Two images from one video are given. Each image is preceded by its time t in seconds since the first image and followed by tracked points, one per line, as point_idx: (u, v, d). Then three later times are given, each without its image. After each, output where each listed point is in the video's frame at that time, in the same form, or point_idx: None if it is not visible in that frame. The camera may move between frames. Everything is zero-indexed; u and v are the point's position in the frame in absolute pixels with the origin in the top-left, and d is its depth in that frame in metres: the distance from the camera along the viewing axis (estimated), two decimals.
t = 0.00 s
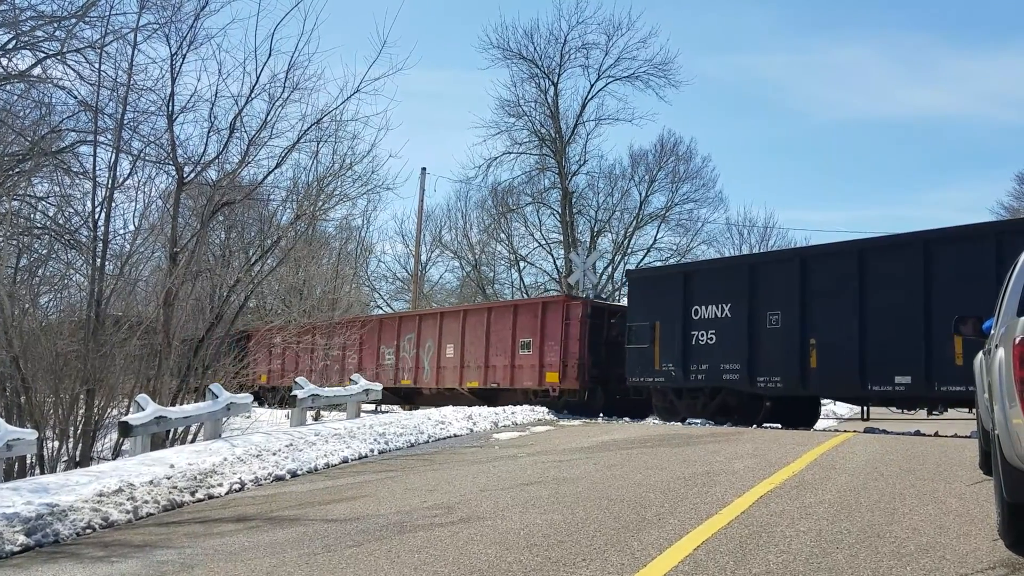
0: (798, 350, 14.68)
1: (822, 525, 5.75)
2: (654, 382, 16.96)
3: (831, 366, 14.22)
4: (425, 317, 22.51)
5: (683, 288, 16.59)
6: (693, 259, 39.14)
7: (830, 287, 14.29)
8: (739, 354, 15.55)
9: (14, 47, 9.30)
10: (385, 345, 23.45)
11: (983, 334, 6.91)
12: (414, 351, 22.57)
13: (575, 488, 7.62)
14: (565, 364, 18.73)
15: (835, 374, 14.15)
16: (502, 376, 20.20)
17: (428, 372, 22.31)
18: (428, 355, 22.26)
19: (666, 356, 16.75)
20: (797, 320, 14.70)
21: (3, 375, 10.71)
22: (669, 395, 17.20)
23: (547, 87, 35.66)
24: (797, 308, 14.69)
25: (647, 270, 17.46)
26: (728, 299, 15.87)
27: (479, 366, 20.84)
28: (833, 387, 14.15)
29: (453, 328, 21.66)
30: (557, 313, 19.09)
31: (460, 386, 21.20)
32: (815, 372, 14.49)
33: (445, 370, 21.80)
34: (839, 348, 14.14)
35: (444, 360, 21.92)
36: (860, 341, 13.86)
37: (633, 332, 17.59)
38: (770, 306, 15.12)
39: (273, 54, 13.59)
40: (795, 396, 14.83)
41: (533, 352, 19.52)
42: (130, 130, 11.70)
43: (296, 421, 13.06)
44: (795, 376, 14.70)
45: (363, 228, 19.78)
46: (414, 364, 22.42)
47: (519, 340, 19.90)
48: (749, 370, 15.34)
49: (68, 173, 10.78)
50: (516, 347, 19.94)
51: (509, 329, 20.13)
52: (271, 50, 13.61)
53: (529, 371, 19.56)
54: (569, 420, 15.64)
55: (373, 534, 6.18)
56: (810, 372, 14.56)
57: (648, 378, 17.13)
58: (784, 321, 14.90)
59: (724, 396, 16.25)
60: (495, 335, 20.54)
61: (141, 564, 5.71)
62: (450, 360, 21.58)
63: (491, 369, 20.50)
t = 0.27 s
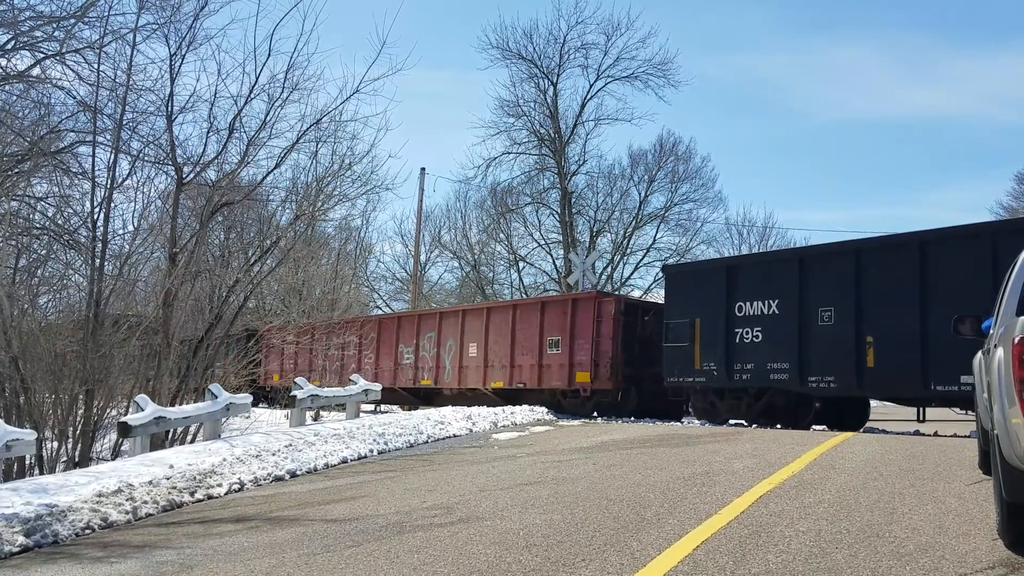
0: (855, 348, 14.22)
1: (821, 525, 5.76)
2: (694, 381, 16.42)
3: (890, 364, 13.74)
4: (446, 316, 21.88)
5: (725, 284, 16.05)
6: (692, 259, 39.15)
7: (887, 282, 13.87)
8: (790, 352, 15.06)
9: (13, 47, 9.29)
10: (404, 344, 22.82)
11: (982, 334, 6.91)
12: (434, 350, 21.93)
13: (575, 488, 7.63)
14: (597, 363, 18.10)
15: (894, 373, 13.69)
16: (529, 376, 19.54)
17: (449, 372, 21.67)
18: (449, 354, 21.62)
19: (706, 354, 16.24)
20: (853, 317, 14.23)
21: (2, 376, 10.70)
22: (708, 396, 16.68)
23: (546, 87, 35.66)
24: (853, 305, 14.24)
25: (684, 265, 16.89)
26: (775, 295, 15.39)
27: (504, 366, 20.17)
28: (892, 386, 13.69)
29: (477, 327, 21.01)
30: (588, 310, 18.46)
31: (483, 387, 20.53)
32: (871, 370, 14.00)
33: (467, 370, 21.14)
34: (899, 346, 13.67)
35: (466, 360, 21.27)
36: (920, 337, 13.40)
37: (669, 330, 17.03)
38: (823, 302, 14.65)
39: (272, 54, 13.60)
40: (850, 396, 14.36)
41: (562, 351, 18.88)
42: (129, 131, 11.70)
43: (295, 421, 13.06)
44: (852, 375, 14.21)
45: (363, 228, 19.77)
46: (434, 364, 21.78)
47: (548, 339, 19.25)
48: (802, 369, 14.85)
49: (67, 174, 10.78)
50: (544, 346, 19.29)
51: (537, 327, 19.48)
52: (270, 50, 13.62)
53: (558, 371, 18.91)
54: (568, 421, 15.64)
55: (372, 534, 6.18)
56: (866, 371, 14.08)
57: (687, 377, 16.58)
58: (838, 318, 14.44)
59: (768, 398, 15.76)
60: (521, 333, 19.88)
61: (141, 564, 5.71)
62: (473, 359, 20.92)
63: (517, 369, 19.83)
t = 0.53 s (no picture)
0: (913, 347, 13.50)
1: (821, 525, 5.76)
2: (737, 382, 15.75)
3: (954, 364, 13.00)
4: (467, 313, 21.14)
5: (770, 280, 15.36)
6: (691, 260, 39.16)
7: (951, 275, 13.10)
8: (843, 352, 14.37)
9: (12, 47, 9.29)
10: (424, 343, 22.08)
11: (981, 334, 6.92)
12: (455, 349, 21.19)
13: (574, 488, 7.63)
14: (631, 363, 17.34)
15: (958, 373, 12.95)
16: (558, 376, 18.79)
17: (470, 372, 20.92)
18: (470, 354, 20.88)
19: (749, 353, 15.59)
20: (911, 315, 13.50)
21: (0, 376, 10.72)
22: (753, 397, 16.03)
23: (545, 87, 35.67)
24: (913, 301, 13.50)
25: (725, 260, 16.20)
26: (826, 290, 14.70)
27: (530, 366, 19.42)
28: (956, 387, 12.99)
29: (501, 325, 20.26)
30: (622, 307, 17.70)
31: (508, 387, 19.79)
32: (932, 370, 13.26)
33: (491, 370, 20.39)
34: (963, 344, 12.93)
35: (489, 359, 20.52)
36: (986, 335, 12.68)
37: (709, 328, 16.30)
38: (879, 298, 13.93)
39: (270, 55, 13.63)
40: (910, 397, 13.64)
41: (594, 350, 18.12)
42: (128, 131, 11.70)
43: (294, 422, 13.05)
44: (911, 376, 13.51)
45: (362, 229, 19.77)
46: (455, 364, 21.04)
47: (578, 337, 18.49)
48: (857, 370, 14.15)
49: (66, 174, 10.79)
50: (574, 344, 18.53)
51: (566, 326, 18.72)
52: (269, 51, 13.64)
53: (589, 370, 18.16)
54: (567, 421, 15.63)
55: (372, 534, 6.18)
56: (927, 371, 13.34)
57: (730, 378, 15.86)
58: (895, 314, 13.73)
59: (818, 399, 15.16)
60: (549, 332, 19.13)
61: (140, 565, 5.71)
62: (497, 358, 20.17)
63: (545, 368, 19.09)
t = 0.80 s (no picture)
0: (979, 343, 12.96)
1: (819, 523, 5.76)
2: (786, 380, 15.35)
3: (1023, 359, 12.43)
4: (492, 310, 20.86)
5: (824, 276, 14.98)
6: (690, 259, 39.19)
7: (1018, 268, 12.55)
8: (901, 349, 13.89)
9: (10, 47, 9.28)
10: (446, 340, 21.80)
11: (979, 332, 6.92)
12: (479, 346, 20.90)
13: (573, 487, 7.63)
14: (668, 360, 17.01)
15: None
16: (590, 374, 18.49)
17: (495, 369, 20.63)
18: (495, 352, 20.59)
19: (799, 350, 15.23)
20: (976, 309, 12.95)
21: None
22: (803, 395, 15.67)
23: (544, 86, 35.65)
24: (978, 294, 12.98)
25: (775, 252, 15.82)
26: (882, 284, 14.26)
27: (560, 363, 19.13)
28: None
29: (529, 322, 19.96)
30: (658, 303, 17.38)
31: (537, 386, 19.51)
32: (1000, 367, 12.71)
33: (517, 367, 20.09)
34: None
35: (516, 356, 20.22)
36: None
37: (757, 324, 15.92)
38: (941, 292, 13.45)
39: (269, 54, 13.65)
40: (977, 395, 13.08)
41: (628, 347, 17.80)
42: (127, 130, 11.70)
43: (293, 421, 13.04)
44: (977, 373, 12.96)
45: (361, 228, 19.76)
46: (479, 361, 20.75)
47: (611, 334, 18.19)
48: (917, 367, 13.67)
49: (65, 173, 10.79)
50: (607, 341, 18.23)
51: (599, 323, 18.41)
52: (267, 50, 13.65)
53: (623, 368, 17.85)
54: (566, 420, 15.63)
55: (371, 534, 6.18)
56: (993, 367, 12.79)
57: (777, 377, 15.49)
58: (958, 309, 13.20)
59: (874, 398, 14.77)
60: (581, 328, 18.83)
61: (138, 564, 5.71)
62: (525, 356, 19.88)
63: (577, 366, 18.78)
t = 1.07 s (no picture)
0: None
1: (817, 522, 5.77)
2: (839, 379, 14.31)
3: None
4: (516, 306, 20.30)
5: (879, 268, 13.89)
6: (688, 257, 39.18)
7: None
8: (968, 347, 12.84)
9: (7, 45, 9.26)
10: (466, 338, 21.30)
11: (976, 331, 6.94)
12: (503, 344, 20.33)
13: (571, 485, 7.63)
14: (708, 359, 16.36)
15: None
16: (622, 372, 17.87)
17: (520, 367, 20.06)
18: (520, 349, 20.03)
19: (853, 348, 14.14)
20: None
21: None
22: (855, 395, 14.65)
23: (542, 84, 35.62)
24: None
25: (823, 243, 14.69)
26: (947, 277, 13.12)
27: (590, 361, 18.53)
28: None
29: (557, 319, 19.35)
30: (697, 300, 16.74)
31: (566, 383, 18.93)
32: None
33: (544, 366, 19.50)
34: None
35: (542, 354, 19.63)
36: None
37: (804, 319, 14.84)
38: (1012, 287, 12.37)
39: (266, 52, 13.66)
40: None
41: (664, 345, 17.18)
42: (125, 128, 11.68)
43: (291, 419, 13.03)
44: None
45: (359, 226, 19.75)
46: (504, 359, 20.18)
47: (645, 331, 17.56)
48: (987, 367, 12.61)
49: (63, 172, 10.77)
50: (641, 339, 17.61)
51: (632, 319, 17.80)
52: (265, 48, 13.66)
53: (660, 366, 17.21)
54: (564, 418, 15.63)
55: (369, 532, 6.17)
56: None
57: (829, 375, 14.44)
58: None
59: (935, 398, 13.82)
60: (612, 325, 18.21)
61: (136, 562, 5.71)
62: (552, 354, 19.28)
63: (608, 364, 18.17)
